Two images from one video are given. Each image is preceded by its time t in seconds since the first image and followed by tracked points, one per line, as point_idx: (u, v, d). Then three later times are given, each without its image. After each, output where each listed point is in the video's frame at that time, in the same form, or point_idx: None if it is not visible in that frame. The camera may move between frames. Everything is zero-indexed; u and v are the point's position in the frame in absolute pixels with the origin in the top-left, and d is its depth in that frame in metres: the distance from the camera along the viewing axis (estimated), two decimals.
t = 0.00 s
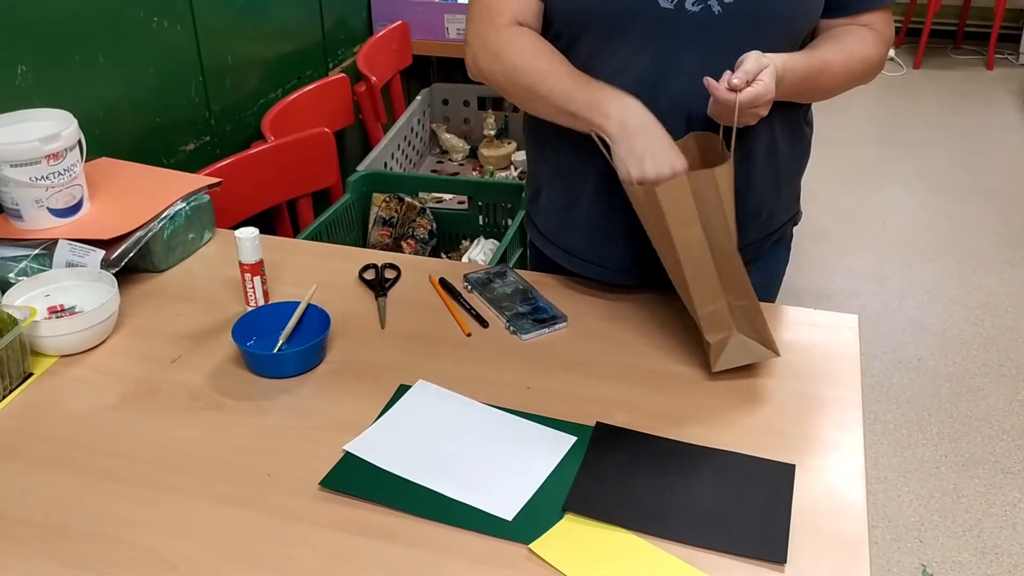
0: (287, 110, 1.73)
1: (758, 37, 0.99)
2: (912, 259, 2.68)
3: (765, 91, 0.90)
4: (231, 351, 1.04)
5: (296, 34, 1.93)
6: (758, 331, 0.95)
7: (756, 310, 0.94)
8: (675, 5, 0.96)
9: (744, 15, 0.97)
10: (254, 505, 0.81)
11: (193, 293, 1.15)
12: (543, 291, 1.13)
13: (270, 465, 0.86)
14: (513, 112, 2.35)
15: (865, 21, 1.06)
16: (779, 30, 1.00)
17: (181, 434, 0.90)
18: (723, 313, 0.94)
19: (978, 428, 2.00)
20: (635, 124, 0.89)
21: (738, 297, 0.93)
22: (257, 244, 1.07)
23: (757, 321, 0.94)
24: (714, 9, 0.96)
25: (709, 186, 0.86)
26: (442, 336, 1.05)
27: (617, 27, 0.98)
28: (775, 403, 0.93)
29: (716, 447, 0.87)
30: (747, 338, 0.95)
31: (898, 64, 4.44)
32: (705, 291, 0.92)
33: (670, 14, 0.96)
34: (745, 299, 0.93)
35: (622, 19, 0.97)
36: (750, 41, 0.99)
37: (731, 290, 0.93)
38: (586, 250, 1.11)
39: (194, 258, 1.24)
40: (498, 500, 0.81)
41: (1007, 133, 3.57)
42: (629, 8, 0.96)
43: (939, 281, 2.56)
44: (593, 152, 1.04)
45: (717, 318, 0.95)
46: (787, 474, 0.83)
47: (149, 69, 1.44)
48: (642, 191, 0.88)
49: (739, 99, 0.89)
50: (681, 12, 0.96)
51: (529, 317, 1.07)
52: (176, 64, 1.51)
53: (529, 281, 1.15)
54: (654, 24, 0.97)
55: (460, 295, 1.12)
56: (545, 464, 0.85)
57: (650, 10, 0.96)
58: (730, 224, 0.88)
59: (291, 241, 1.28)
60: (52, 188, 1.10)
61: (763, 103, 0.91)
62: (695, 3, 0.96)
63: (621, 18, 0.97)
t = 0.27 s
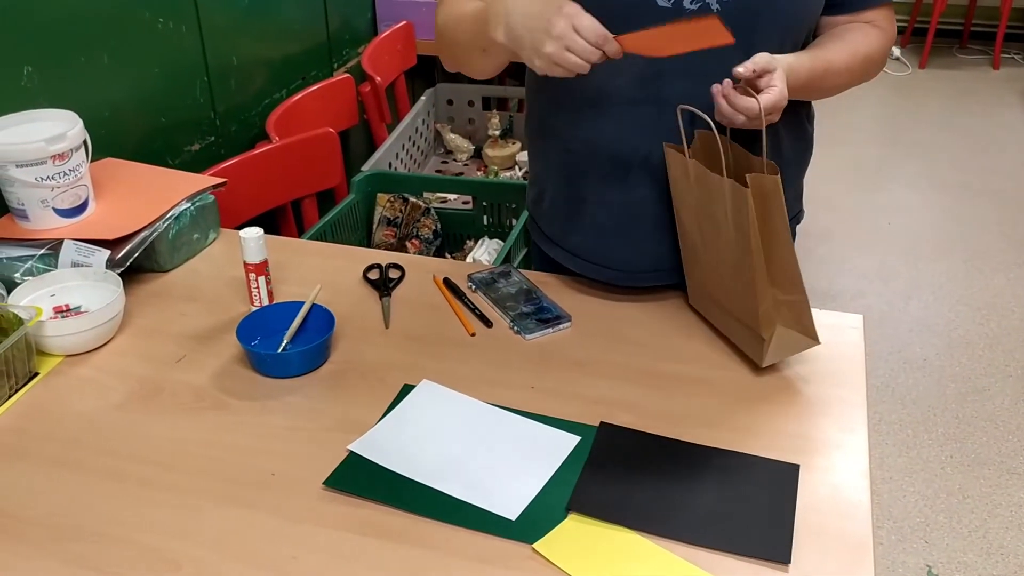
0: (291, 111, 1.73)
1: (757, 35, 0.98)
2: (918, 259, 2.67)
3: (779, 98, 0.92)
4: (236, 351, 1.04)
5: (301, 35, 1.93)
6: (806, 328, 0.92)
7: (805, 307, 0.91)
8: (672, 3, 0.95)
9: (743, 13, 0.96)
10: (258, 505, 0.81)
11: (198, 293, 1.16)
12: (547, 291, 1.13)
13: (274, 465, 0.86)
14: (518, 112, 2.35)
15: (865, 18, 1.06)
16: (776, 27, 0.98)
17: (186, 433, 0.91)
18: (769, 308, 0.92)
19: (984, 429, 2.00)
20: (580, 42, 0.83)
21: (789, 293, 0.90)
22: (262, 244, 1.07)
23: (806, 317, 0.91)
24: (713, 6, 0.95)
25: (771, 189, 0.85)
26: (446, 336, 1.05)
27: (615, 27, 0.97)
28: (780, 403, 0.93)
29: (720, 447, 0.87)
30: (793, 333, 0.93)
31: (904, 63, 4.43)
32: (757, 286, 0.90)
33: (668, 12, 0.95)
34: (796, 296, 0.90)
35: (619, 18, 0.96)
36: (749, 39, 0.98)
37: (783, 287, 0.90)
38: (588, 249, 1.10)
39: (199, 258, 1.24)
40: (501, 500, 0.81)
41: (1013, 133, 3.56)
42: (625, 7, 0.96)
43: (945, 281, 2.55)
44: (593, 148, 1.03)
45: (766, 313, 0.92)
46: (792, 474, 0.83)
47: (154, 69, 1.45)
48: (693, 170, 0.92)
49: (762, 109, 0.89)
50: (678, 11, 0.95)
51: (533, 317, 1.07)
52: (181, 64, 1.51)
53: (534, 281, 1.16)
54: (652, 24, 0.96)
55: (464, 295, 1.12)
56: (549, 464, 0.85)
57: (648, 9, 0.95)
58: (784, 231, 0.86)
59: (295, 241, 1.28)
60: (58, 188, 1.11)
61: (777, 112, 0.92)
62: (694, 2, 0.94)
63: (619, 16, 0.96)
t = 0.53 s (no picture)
0: (297, 112, 1.74)
1: (748, 36, 0.98)
2: (922, 259, 2.67)
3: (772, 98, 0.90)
4: (240, 351, 1.04)
5: (305, 35, 1.94)
6: (804, 340, 0.92)
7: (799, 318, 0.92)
8: (663, 7, 0.95)
9: (734, 15, 0.96)
10: (262, 505, 0.81)
11: (203, 293, 1.16)
12: (551, 291, 1.13)
13: (278, 464, 0.86)
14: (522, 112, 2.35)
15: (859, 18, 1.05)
16: (770, 26, 0.99)
17: (190, 433, 0.91)
18: (766, 318, 0.93)
19: (988, 429, 1.99)
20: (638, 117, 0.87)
21: (785, 302, 0.92)
22: (266, 244, 1.07)
23: (804, 331, 0.92)
24: (703, 9, 0.95)
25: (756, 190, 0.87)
26: (450, 336, 1.05)
27: (608, 31, 0.98)
28: (781, 403, 0.93)
29: (723, 447, 0.87)
30: (789, 346, 0.93)
31: (908, 63, 4.42)
32: (752, 292, 0.92)
33: (659, 16, 0.96)
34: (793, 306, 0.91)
35: (611, 22, 0.97)
36: (741, 40, 0.98)
37: (780, 296, 0.92)
38: (587, 251, 1.10)
39: (203, 258, 1.25)
40: (504, 499, 0.81)
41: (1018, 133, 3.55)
42: (616, 11, 0.96)
43: (949, 282, 2.55)
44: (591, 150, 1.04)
45: (763, 324, 0.93)
46: (795, 474, 0.83)
47: (159, 70, 1.45)
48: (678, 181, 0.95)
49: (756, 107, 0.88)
50: (669, 14, 0.96)
51: (536, 317, 1.07)
52: (185, 65, 1.52)
53: (537, 281, 1.16)
54: (644, 27, 0.97)
55: (467, 295, 1.12)
56: (552, 464, 0.85)
57: (639, 12, 0.96)
58: (774, 232, 0.88)
59: (299, 241, 1.28)
60: (63, 189, 1.11)
61: (775, 110, 0.90)
62: (684, 4, 0.95)
63: (610, 19, 0.97)
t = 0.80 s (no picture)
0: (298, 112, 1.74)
1: (744, 42, 0.99)
2: (923, 260, 2.67)
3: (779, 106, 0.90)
4: (241, 351, 1.04)
5: (307, 35, 1.94)
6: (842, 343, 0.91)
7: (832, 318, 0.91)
8: (658, 16, 0.96)
9: (730, 21, 0.97)
10: (262, 504, 0.82)
11: (204, 292, 1.16)
12: (551, 291, 1.13)
13: (279, 464, 0.86)
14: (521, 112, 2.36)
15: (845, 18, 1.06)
16: (763, 32, 1.00)
17: (191, 433, 0.91)
18: (798, 323, 0.92)
19: (988, 430, 1.99)
20: (645, 125, 0.86)
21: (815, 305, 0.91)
22: (267, 244, 1.08)
23: (840, 331, 0.91)
24: (698, 17, 0.96)
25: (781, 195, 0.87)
26: (450, 335, 1.05)
27: (604, 43, 0.99)
28: (781, 404, 0.93)
29: (723, 447, 0.87)
30: (827, 348, 0.92)
31: (909, 64, 4.42)
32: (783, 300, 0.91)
33: (654, 26, 0.97)
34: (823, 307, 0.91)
35: (606, 34, 0.98)
36: (736, 46, 0.99)
37: (811, 299, 0.91)
38: (587, 259, 1.09)
39: (205, 258, 1.25)
40: (505, 499, 0.81)
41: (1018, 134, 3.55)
42: (612, 22, 0.97)
43: (950, 282, 2.55)
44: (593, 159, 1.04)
45: (794, 329, 0.92)
46: (795, 475, 0.83)
47: (161, 70, 1.45)
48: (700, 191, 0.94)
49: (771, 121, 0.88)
50: (665, 23, 0.96)
51: (537, 317, 1.07)
52: (186, 65, 1.52)
53: (538, 281, 1.16)
54: (640, 37, 0.97)
55: (468, 295, 1.12)
56: (553, 464, 0.85)
57: (635, 23, 0.97)
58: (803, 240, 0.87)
59: (299, 241, 1.28)
60: (64, 188, 1.11)
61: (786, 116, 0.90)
62: (679, 12, 0.96)
63: (607, 30, 0.97)
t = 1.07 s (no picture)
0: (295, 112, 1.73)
1: (743, 49, 1.00)
2: (923, 260, 2.67)
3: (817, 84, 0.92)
4: (241, 350, 1.04)
5: (307, 36, 1.94)
6: (853, 337, 0.91)
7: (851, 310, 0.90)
8: (659, 30, 0.96)
9: (730, 30, 0.98)
10: (262, 503, 0.82)
11: (204, 292, 1.16)
12: (552, 291, 1.13)
13: (278, 463, 0.86)
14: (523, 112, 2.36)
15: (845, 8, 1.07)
16: (763, 38, 1.01)
17: (191, 432, 0.91)
18: (818, 313, 0.90)
19: (987, 430, 1.99)
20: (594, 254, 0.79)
21: (835, 295, 0.90)
22: (267, 243, 1.08)
23: (854, 326, 0.90)
24: (699, 28, 0.97)
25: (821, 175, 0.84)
26: (450, 335, 1.05)
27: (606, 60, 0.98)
28: (781, 404, 0.93)
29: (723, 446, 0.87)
30: (840, 344, 0.91)
31: (909, 65, 4.42)
32: (807, 286, 0.88)
33: (657, 40, 0.97)
34: (844, 297, 0.90)
35: (608, 50, 0.97)
36: (737, 55, 1.00)
37: (834, 289, 0.89)
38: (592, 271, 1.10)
39: (205, 257, 1.25)
40: (504, 499, 0.81)
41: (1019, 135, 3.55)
42: (615, 38, 0.96)
43: (950, 283, 2.55)
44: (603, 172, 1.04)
45: (812, 319, 0.90)
46: (795, 474, 0.83)
47: (161, 70, 1.45)
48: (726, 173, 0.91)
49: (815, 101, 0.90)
50: (667, 36, 0.97)
51: (537, 317, 1.07)
52: (186, 65, 1.52)
53: (538, 280, 1.16)
54: (642, 50, 0.97)
55: (468, 295, 1.12)
56: (552, 463, 0.85)
57: (637, 40, 0.97)
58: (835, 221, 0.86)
59: (300, 241, 1.28)
60: (64, 188, 1.11)
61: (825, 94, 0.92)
62: (681, 24, 0.96)
63: (609, 48, 0.97)
